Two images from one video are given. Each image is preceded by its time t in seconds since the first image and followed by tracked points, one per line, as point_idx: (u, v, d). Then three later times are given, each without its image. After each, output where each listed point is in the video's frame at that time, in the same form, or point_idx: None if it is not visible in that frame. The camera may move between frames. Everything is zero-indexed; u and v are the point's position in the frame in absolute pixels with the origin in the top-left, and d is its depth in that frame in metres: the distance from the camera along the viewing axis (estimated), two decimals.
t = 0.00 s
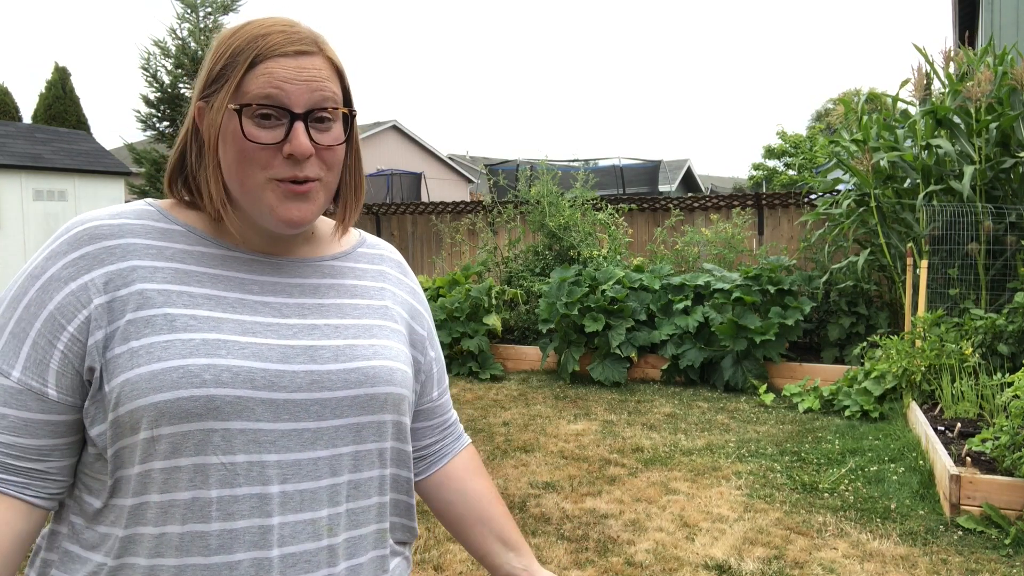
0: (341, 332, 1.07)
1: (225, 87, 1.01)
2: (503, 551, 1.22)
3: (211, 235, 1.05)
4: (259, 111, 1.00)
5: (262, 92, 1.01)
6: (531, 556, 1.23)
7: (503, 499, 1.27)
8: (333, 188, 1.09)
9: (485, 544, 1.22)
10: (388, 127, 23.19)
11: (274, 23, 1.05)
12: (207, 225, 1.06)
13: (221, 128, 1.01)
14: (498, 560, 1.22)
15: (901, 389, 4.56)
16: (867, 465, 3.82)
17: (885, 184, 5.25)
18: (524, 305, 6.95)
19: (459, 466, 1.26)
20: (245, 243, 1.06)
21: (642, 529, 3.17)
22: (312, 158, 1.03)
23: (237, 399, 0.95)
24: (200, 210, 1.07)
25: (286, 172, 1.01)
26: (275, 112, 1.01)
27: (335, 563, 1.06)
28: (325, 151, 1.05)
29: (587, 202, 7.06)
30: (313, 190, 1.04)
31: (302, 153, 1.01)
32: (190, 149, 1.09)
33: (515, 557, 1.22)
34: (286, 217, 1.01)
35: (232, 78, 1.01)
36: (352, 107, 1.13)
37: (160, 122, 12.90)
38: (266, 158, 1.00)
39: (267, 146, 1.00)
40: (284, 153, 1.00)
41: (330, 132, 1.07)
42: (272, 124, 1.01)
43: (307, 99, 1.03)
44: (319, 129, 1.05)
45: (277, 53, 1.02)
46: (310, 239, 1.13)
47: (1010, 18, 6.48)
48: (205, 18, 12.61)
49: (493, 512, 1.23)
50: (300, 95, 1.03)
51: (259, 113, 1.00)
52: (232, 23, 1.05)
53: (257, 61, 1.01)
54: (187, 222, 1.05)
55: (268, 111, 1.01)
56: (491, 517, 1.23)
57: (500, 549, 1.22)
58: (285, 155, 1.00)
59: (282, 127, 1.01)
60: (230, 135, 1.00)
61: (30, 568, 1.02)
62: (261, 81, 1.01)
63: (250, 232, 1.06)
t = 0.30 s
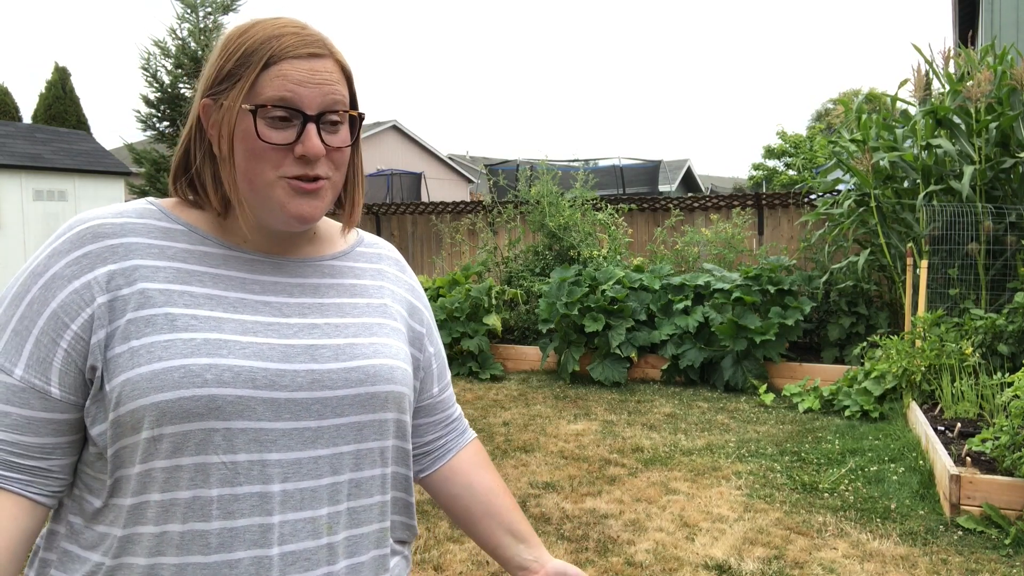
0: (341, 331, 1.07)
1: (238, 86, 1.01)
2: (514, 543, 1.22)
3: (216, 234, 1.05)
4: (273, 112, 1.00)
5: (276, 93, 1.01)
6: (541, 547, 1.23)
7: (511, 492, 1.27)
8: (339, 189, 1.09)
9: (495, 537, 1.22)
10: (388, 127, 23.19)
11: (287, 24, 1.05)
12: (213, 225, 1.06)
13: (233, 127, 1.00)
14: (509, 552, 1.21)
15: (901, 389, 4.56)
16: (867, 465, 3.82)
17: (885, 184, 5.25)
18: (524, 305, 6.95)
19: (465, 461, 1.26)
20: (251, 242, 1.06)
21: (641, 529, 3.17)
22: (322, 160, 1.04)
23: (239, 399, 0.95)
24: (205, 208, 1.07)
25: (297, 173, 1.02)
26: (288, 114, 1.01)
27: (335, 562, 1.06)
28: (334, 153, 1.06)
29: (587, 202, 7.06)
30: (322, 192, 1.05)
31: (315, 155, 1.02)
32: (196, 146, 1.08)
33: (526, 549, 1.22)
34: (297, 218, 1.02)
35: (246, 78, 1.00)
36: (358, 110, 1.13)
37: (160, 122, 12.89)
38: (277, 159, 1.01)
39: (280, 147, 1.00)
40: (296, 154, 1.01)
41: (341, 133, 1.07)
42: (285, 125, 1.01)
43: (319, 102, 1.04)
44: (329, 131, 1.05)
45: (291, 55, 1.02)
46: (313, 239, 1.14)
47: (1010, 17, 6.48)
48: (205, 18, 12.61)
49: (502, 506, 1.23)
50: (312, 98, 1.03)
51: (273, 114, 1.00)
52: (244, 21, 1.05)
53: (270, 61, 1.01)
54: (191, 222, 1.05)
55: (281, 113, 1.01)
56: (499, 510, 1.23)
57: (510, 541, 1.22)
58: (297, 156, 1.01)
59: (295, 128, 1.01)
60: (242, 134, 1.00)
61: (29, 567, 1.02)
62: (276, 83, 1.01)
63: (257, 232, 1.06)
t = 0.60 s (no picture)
0: (342, 331, 1.07)
1: (220, 82, 1.02)
2: (501, 541, 1.21)
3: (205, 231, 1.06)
4: (250, 107, 1.01)
5: (254, 89, 1.01)
6: (531, 547, 1.21)
7: (500, 490, 1.26)
8: (324, 186, 1.08)
9: (481, 535, 1.21)
10: (388, 127, 23.19)
11: (275, 21, 1.05)
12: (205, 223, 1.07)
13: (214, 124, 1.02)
14: (496, 550, 1.21)
15: (901, 389, 4.56)
16: (867, 465, 3.82)
17: (885, 184, 5.25)
18: (524, 305, 6.95)
19: (454, 455, 1.26)
20: (238, 239, 1.06)
21: (641, 529, 3.17)
22: (298, 155, 1.03)
23: (240, 398, 0.95)
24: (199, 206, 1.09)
25: (270, 169, 1.01)
26: (265, 109, 1.01)
27: (335, 560, 1.06)
28: (313, 150, 1.04)
29: (587, 202, 7.06)
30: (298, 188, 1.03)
31: (287, 151, 1.01)
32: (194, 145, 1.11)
33: (514, 547, 1.21)
34: (270, 214, 1.01)
35: (227, 74, 1.02)
36: (350, 108, 1.12)
37: (160, 122, 12.88)
38: (252, 153, 1.01)
39: (253, 142, 1.00)
40: (269, 149, 1.00)
41: (322, 129, 1.06)
42: (261, 121, 1.01)
43: (297, 98, 1.03)
44: (309, 127, 1.04)
45: (272, 50, 1.02)
46: (310, 238, 1.13)
47: (1010, 17, 6.48)
48: (205, 18, 12.61)
49: (490, 503, 1.23)
50: (290, 93, 1.03)
51: (250, 109, 1.01)
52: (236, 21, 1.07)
53: (251, 57, 1.02)
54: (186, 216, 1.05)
55: (258, 108, 1.01)
56: (487, 507, 1.22)
57: (497, 539, 1.21)
58: (270, 151, 1.00)
59: (270, 123, 1.01)
60: (221, 130, 1.01)
61: (28, 568, 1.02)
62: (254, 78, 1.01)
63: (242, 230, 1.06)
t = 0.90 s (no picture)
0: (338, 329, 1.07)
1: (230, 78, 1.01)
2: (518, 539, 1.23)
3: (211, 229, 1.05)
4: (263, 104, 1.00)
5: (266, 85, 1.01)
6: (546, 544, 1.24)
7: (517, 488, 1.27)
8: (333, 184, 1.08)
9: (500, 533, 1.23)
10: (388, 127, 23.17)
11: (282, 18, 1.05)
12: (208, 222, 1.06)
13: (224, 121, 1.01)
14: (513, 548, 1.23)
15: (901, 389, 4.56)
16: (867, 465, 3.82)
17: (885, 184, 5.24)
18: (524, 305, 6.95)
19: (471, 452, 1.26)
20: (243, 239, 1.06)
21: (642, 529, 3.17)
22: (311, 152, 1.03)
23: (236, 397, 0.95)
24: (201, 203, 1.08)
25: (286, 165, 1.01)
26: (278, 106, 1.01)
27: (332, 559, 1.06)
28: (325, 146, 1.05)
29: (587, 203, 7.05)
30: (311, 186, 1.04)
31: (304, 147, 1.01)
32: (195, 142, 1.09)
33: (531, 545, 1.23)
34: (285, 211, 1.02)
35: (237, 70, 1.01)
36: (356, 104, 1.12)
37: (160, 122, 12.88)
38: (267, 151, 1.01)
39: (268, 138, 1.00)
40: (284, 145, 1.01)
41: (333, 126, 1.07)
42: (274, 118, 1.01)
43: (311, 94, 1.03)
44: (320, 124, 1.05)
45: (283, 46, 1.02)
46: (308, 238, 1.13)
47: (1010, 16, 6.47)
48: (205, 18, 12.62)
49: (509, 502, 1.24)
50: (303, 89, 1.03)
51: (262, 106, 1.01)
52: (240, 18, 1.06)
53: (262, 53, 1.02)
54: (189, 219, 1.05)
55: (271, 105, 1.01)
56: (505, 506, 1.23)
57: (514, 537, 1.23)
58: (285, 148, 1.01)
59: (283, 120, 1.01)
60: (231, 125, 1.01)
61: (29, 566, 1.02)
62: (266, 74, 1.01)
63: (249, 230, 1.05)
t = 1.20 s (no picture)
0: (335, 340, 1.07)
1: (226, 80, 1.01)
2: (516, 527, 1.26)
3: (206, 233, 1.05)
4: (258, 106, 1.00)
5: (262, 87, 1.00)
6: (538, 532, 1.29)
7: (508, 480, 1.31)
8: (330, 188, 1.08)
9: (501, 523, 1.25)
10: (388, 127, 23.16)
11: (281, 19, 1.05)
12: (204, 225, 1.06)
13: (220, 123, 1.01)
14: (513, 537, 1.25)
15: (901, 389, 4.56)
16: (867, 465, 3.82)
17: (885, 184, 5.24)
18: (524, 305, 6.95)
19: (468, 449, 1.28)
20: (238, 244, 1.05)
21: (641, 529, 3.17)
22: (307, 157, 1.03)
23: (230, 410, 0.95)
24: (197, 208, 1.07)
25: (280, 170, 1.01)
26: (273, 109, 1.01)
27: (325, 568, 1.06)
28: (322, 151, 1.04)
29: (587, 203, 7.06)
30: (307, 191, 1.03)
31: (298, 152, 1.01)
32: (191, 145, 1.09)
33: (529, 532, 1.27)
34: (281, 216, 1.01)
35: (233, 72, 1.01)
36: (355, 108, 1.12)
37: (160, 122, 12.87)
38: (260, 154, 1.00)
39: (263, 142, 0.99)
40: (280, 150, 1.00)
41: (330, 130, 1.06)
42: (269, 121, 1.00)
43: (306, 98, 1.03)
44: (317, 128, 1.04)
45: (280, 48, 1.02)
46: (306, 242, 1.12)
47: (1011, 16, 6.47)
48: (205, 17, 12.62)
49: (505, 493, 1.27)
50: (299, 92, 1.02)
51: (257, 108, 1.00)
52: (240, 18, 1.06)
53: (257, 56, 1.01)
54: (182, 222, 1.04)
55: (266, 107, 1.01)
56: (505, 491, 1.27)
57: (513, 526, 1.26)
58: (280, 152, 1.00)
59: (279, 123, 1.01)
60: (227, 130, 1.00)
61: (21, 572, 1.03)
62: (262, 76, 1.01)
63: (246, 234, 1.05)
